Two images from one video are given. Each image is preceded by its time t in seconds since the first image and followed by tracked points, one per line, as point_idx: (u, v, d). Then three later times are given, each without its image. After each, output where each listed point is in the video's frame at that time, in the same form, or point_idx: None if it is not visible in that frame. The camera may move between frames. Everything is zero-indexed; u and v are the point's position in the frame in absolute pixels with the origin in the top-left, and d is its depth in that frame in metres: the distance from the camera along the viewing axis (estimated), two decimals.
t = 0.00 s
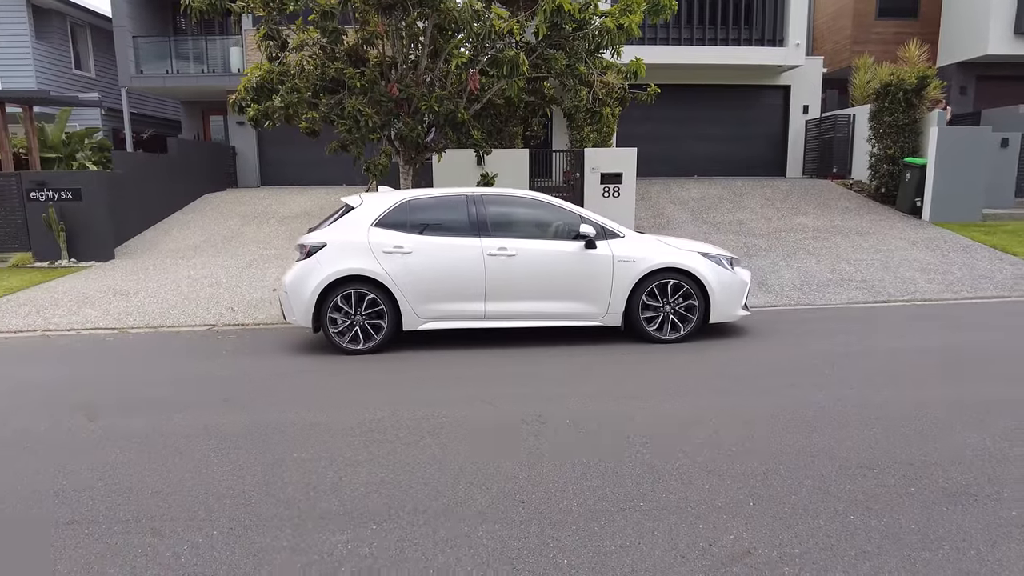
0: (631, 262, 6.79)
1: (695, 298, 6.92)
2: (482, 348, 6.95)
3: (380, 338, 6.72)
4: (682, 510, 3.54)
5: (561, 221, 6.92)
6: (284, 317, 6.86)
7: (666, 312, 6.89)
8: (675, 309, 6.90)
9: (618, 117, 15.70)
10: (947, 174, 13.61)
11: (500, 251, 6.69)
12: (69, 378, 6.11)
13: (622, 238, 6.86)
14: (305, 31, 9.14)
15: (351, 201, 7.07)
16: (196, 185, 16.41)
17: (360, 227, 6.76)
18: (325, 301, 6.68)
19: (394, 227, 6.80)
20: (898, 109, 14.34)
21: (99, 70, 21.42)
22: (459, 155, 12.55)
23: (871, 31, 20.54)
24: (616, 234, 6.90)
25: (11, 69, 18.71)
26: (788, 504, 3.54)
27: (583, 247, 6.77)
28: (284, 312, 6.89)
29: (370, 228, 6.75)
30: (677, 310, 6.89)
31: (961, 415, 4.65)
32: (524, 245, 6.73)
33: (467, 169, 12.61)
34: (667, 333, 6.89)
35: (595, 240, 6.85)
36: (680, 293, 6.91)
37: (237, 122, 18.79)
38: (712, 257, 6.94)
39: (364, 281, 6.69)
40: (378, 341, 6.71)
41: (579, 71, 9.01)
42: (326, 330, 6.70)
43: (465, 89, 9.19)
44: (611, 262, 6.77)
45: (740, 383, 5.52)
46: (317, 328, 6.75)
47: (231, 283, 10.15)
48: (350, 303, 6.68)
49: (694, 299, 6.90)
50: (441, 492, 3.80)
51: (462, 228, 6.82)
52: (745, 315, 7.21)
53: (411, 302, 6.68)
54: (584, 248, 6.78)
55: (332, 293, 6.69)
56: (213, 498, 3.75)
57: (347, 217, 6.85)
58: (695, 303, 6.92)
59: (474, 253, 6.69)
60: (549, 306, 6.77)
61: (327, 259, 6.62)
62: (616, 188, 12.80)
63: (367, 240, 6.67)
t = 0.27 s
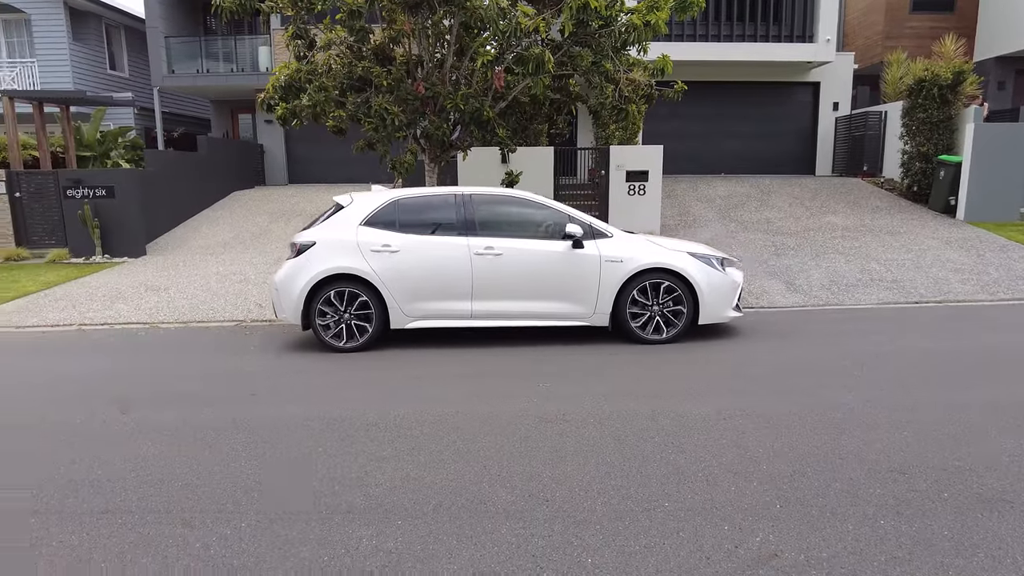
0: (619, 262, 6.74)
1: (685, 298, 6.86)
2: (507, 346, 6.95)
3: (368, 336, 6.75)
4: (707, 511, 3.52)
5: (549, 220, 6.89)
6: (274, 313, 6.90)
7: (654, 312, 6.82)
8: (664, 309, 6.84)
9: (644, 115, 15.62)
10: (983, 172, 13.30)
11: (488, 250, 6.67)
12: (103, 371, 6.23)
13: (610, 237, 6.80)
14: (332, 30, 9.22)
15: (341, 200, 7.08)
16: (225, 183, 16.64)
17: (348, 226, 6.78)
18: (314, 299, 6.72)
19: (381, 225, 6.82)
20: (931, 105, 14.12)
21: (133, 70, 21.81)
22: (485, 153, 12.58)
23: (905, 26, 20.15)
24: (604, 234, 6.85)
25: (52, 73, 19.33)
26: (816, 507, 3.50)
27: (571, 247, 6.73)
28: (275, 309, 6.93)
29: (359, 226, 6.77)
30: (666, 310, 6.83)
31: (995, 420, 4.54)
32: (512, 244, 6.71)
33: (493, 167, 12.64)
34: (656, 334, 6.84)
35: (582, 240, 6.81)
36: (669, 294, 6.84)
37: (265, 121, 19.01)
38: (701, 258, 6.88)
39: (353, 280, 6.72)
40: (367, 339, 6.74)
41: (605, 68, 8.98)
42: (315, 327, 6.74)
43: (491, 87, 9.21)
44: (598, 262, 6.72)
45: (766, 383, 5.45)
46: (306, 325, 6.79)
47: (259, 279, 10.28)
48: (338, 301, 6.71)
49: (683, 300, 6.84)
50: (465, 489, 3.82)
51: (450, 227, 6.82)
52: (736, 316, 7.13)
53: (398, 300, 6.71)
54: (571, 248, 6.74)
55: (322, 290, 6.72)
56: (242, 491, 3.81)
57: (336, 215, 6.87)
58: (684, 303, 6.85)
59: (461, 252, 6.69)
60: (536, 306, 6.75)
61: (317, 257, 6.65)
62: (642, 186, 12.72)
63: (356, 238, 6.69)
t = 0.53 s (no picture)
0: (604, 262, 6.70)
1: (671, 299, 6.79)
2: (531, 344, 6.94)
3: (355, 334, 6.78)
4: (733, 512, 3.48)
5: (536, 220, 6.86)
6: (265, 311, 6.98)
7: (640, 313, 6.76)
8: (650, 310, 6.77)
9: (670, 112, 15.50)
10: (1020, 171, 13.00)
11: (473, 250, 6.67)
12: (135, 365, 6.34)
13: (597, 237, 6.76)
14: (358, 29, 9.27)
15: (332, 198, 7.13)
16: (253, 180, 16.83)
17: (337, 225, 6.82)
18: (303, 297, 6.78)
19: (369, 224, 6.85)
20: (967, 101, 13.84)
21: (164, 70, 22.15)
22: (509, 151, 12.57)
23: (939, 21, 19.73)
24: (591, 234, 6.81)
25: (87, 75, 19.75)
26: (845, 510, 3.44)
27: (557, 246, 6.70)
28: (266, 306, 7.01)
29: (347, 226, 6.81)
30: (652, 311, 6.76)
31: None
32: (497, 243, 6.70)
33: (517, 165, 12.63)
34: (643, 334, 6.77)
35: (568, 239, 6.77)
36: (654, 294, 6.78)
37: (293, 120, 19.21)
38: (688, 258, 6.81)
39: (340, 278, 6.76)
40: (353, 337, 6.77)
41: (631, 65, 8.94)
42: (303, 324, 6.79)
43: (516, 85, 9.20)
44: (584, 262, 6.68)
45: (794, 385, 5.38)
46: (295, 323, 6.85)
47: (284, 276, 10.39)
48: (326, 298, 6.76)
49: (670, 300, 6.77)
50: (489, 486, 3.82)
51: (436, 226, 6.83)
52: (726, 317, 7.04)
53: (385, 299, 6.73)
54: (557, 247, 6.71)
55: (310, 288, 6.78)
56: (270, 484, 3.85)
57: (326, 214, 6.92)
58: (669, 304, 6.78)
59: (447, 251, 6.70)
60: (522, 305, 6.73)
61: (305, 256, 6.71)
62: (667, 184, 12.62)
63: (344, 237, 6.74)
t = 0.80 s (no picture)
0: (589, 262, 6.66)
1: (657, 299, 6.72)
2: (555, 343, 6.94)
3: (343, 331, 6.83)
4: (759, 514, 3.44)
5: (522, 219, 6.85)
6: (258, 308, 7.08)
7: (625, 314, 6.71)
8: (635, 310, 6.71)
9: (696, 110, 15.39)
10: None
11: (458, 249, 6.69)
12: (165, 359, 6.45)
13: (583, 237, 6.72)
14: (384, 28, 9.34)
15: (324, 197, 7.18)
16: (280, 179, 17.02)
17: (326, 224, 6.88)
18: (292, 295, 6.85)
19: (357, 223, 6.89)
20: (1004, 98, 13.54)
21: (194, 69, 22.47)
22: (534, 149, 12.58)
23: (975, 14, 19.30)
24: (577, 233, 6.77)
25: (120, 76, 20.13)
26: (875, 515, 3.39)
27: (542, 246, 6.68)
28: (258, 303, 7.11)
29: (336, 224, 6.86)
30: (638, 311, 6.71)
31: None
32: (483, 242, 6.70)
33: (542, 163, 12.63)
34: (629, 334, 6.72)
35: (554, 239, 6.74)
36: (639, 294, 6.72)
37: (319, 118, 19.38)
38: (675, 259, 6.73)
39: (329, 276, 6.82)
40: (341, 335, 6.83)
41: (657, 62, 8.87)
42: (293, 321, 6.87)
43: (541, 84, 9.20)
44: (569, 261, 6.65)
45: (822, 386, 5.31)
46: (284, 320, 6.94)
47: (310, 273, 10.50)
48: (314, 296, 6.82)
49: (656, 300, 6.71)
50: (513, 485, 3.82)
51: (424, 225, 6.86)
52: (715, 317, 6.96)
53: (372, 297, 6.77)
54: (542, 247, 6.68)
55: (299, 286, 6.85)
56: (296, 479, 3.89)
57: (317, 213, 6.98)
58: (654, 304, 6.72)
59: (433, 250, 6.71)
60: (508, 304, 6.72)
61: (294, 254, 6.78)
62: (693, 182, 12.53)
63: (332, 236, 6.79)
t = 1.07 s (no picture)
0: (574, 262, 6.65)
1: (643, 299, 6.69)
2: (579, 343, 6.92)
3: (332, 329, 6.91)
4: (786, 518, 3.40)
5: (509, 218, 6.86)
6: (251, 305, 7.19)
7: (610, 314, 6.70)
8: (619, 310, 6.70)
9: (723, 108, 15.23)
10: None
11: (445, 248, 6.72)
12: (194, 355, 6.54)
13: (568, 237, 6.72)
14: (410, 27, 9.37)
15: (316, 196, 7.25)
16: (306, 177, 17.17)
17: (316, 223, 6.96)
18: (283, 293, 6.94)
19: (347, 222, 6.96)
20: None
21: (223, 69, 22.75)
22: (559, 147, 12.56)
23: (1012, 9, 18.89)
24: (563, 233, 6.76)
25: (151, 76, 20.46)
26: (905, 521, 3.33)
27: (528, 245, 6.68)
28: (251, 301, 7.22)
29: (326, 224, 6.94)
30: (623, 311, 6.69)
31: None
32: (469, 242, 6.73)
33: (567, 162, 12.60)
34: (614, 334, 6.71)
35: (540, 238, 6.74)
36: (624, 294, 6.70)
37: (345, 118, 19.52)
38: (661, 259, 6.69)
39: (319, 274, 6.89)
40: (330, 332, 6.90)
41: (684, 61, 8.78)
42: (284, 319, 6.96)
43: (566, 82, 9.17)
44: (554, 261, 6.65)
45: (850, 389, 5.24)
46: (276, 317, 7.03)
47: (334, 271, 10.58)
48: (305, 294, 6.90)
49: (641, 301, 6.67)
50: (536, 484, 3.82)
51: (412, 225, 6.90)
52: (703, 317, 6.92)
53: (360, 295, 6.84)
54: (528, 246, 6.68)
55: (290, 284, 6.94)
56: (322, 475, 3.93)
57: (308, 212, 7.06)
58: (639, 303, 6.70)
59: (420, 249, 6.76)
60: (494, 303, 6.74)
61: (285, 253, 6.87)
62: (720, 181, 12.41)
63: (322, 235, 6.86)
